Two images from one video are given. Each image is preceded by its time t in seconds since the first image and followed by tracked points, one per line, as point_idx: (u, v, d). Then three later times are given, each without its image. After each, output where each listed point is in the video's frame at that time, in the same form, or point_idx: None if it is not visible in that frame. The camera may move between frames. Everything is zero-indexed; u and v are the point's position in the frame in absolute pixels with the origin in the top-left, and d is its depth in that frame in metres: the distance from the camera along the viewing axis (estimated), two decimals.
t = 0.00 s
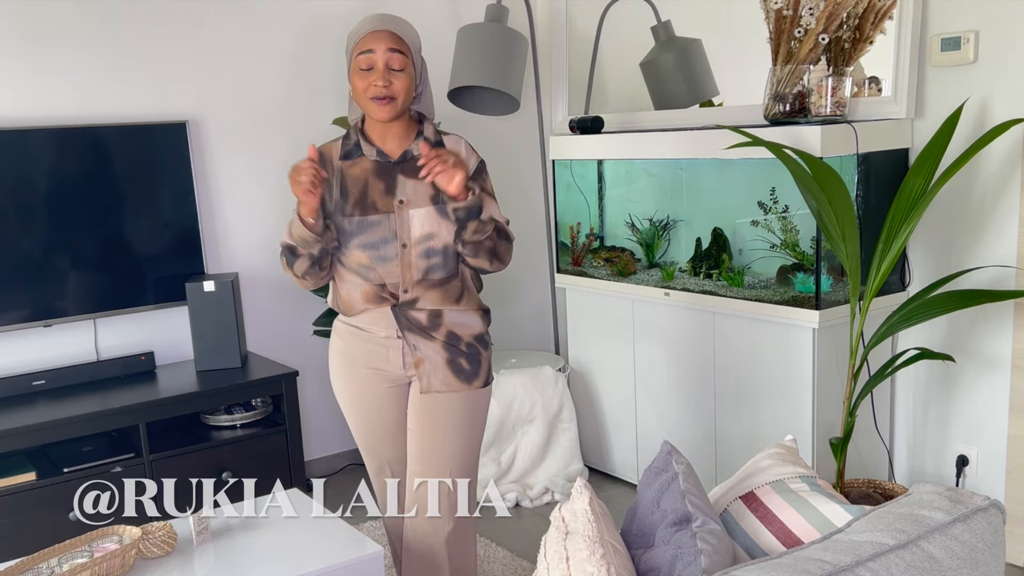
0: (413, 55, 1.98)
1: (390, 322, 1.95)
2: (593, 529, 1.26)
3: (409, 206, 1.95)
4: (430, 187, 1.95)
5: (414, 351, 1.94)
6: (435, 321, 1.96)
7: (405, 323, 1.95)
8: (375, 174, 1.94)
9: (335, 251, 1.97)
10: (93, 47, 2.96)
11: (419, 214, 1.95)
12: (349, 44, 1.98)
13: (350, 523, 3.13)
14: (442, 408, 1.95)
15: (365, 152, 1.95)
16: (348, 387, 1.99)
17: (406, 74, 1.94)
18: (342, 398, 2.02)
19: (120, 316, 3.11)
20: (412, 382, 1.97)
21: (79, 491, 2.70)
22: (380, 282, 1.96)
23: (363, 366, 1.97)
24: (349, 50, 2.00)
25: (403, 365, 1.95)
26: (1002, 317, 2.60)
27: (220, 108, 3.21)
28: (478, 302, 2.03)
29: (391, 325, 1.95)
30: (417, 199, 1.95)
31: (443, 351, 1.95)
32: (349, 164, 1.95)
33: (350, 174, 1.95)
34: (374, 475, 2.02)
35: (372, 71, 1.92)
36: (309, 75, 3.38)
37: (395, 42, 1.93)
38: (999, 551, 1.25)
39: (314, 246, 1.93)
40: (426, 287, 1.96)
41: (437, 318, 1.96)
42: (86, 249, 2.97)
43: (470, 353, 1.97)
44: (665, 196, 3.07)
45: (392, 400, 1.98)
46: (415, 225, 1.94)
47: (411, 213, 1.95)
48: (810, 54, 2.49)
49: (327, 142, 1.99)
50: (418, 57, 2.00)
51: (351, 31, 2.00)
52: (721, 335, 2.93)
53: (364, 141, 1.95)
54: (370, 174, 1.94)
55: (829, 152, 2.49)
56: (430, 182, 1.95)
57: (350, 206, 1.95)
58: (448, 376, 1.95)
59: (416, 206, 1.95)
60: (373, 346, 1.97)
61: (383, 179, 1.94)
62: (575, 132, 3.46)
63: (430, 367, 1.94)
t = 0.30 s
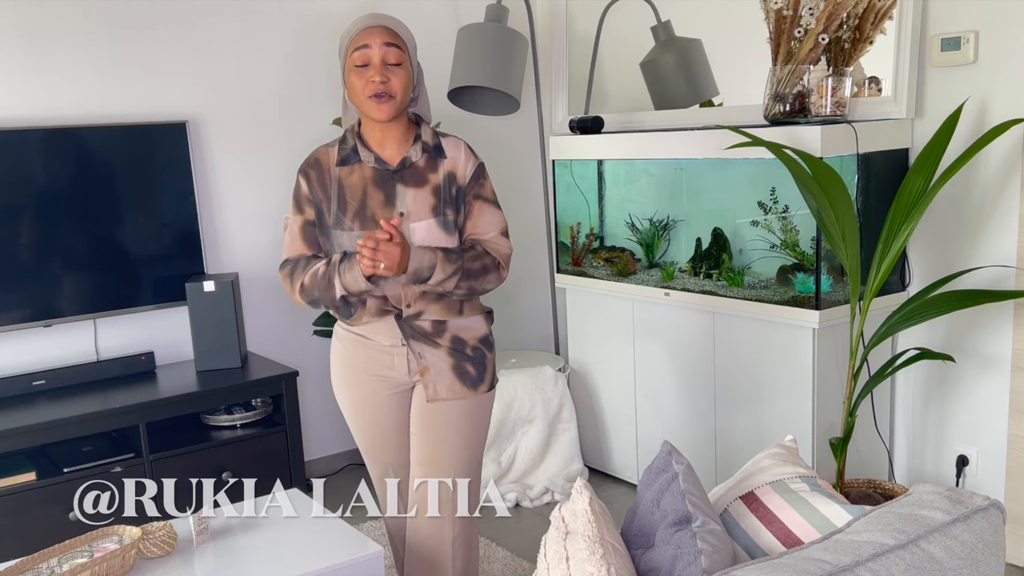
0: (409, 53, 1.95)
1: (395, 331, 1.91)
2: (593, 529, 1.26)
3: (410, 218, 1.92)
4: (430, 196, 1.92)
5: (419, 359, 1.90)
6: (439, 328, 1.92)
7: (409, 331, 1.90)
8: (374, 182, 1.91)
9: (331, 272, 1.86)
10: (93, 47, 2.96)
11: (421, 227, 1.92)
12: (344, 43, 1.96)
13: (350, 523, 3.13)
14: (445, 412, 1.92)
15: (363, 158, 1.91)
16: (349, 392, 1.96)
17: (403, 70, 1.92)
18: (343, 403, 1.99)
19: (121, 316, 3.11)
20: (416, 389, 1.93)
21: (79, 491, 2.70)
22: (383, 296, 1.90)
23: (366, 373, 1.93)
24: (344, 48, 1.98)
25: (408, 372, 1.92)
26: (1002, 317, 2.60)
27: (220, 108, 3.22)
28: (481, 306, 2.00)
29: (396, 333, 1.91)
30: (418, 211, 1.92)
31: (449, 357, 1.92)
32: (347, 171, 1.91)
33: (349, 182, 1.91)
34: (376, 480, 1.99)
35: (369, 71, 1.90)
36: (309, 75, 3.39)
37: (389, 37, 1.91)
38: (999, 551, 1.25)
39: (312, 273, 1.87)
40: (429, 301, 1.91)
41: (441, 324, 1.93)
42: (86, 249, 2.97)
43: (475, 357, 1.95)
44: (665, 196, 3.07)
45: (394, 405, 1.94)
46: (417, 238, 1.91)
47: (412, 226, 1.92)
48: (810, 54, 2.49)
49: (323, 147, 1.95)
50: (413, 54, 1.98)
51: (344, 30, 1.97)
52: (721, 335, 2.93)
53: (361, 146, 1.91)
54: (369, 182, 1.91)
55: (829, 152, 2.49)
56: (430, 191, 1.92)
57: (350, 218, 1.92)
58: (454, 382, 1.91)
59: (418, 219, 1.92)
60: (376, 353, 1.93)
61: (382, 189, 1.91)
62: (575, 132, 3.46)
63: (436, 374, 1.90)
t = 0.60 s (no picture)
0: (407, 56, 1.92)
1: (394, 338, 1.90)
2: (593, 529, 1.26)
3: (407, 225, 1.90)
4: (428, 202, 1.90)
5: (420, 366, 1.89)
6: (439, 333, 1.91)
7: (409, 339, 1.89)
8: (371, 189, 1.89)
9: (328, 268, 1.85)
10: (92, 47, 2.96)
11: (418, 234, 1.91)
12: (338, 45, 1.93)
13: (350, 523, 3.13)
14: (445, 415, 1.91)
15: (360, 164, 1.89)
16: (349, 397, 1.96)
17: (402, 75, 1.89)
18: (343, 408, 1.98)
19: (121, 317, 3.12)
20: (416, 394, 1.93)
21: (79, 491, 2.70)
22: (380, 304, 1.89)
23: (366, 379, 1.93)
24: (338, 50, 1.93)
25: (408, 378, 1.91)
26: (1001, 317, 2.60)
27: (220, 108, 3.22)
28: (483, 308, 1.99)
29: (395, 340, 1.90)
30: (415, 218, 1.90)
31: (449, 363, 1.91)
32: (344, 177, 1.90)
33: (346, 188, 1.90)
34: (377, 483, 1.99)
35: (366, 76, 1.87)
36: (309, 75, 3.38)
37: (388, 42, 1.88)
38: (999, 551, 1.25)
39: (309, 272, 1.86)
40: (428, 309, 1.90)
41: (441, 329, 1.91)
42: (86, 250, 2.97)
43: (476, 361, 1.94)
44: (665, 196, 3.07)
45: (394, 408, 1.94)
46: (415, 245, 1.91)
47: (410, 234, 1.91)
48: (810, 54, 2.49)
49: (319, 150, 1.93)
50: (411, 56, 1.94)
51: (339, 30, 1.93)
52: (721, 335, 2.92)
53: (358, 152, 1.89)
54: (366, 189, 1.89)
55: (829, 152, 2.49)
56: (428, 198, 1.90)
57: (347, 225, 1.91)
58: (454, 389, 1.91)
59: (416, 226, 1.91)
60: (376, 359, 1.92)
61: (379, 196, 1.90)
62: (575, 131, 3.46)
63: (436, 381, 1.90)
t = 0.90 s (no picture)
0: (407, 62, 1.88)
1: (390, 340, 1.90)
2: (593, 529, 1.26)
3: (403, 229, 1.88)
4: (425, 205, 1.88)
5: (416, 368, 1.89)
6: (435, 336, 1.90)
7: (405, 341, 1.88)
8: (369, 191, 1.88)
9: (326, 269, 1.84)
10: (92, 47, 2.96)
11: (415, 237, 1.88)
12: (336, 48, 1.88)
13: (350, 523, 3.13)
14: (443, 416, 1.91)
15: (358, 165, 1.88)
16: (348, 398, 1.96)
17: (401, 82, 1.86)
18: (342, 407, 1.99)
19: (121, 317, 3.12)
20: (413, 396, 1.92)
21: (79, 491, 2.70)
22: (377, 307, 1.88)
23: (364, 379, 1.93)
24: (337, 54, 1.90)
25: (405, 379, 1.90)
26: (1001, 317, 2.61)
27: (220, 108, 3.22)
28: (483, 310, 1.97)
29: (391, 342, 1.90)
30: (412, 221, 1.88)
31: (446, 365, 1.90)
32: (342, 178, 1.88)
33: (344, 189, 1.89)
34: (377, 483, 1.99)
35: (366, 84, 1.84)
36: (309, 75, 3.38)
37: (388, 50, 1.84)
38: (999, 551, 1.25)
39: (308, 274, 1.85)
40: (424, 311, 1.88)
41: (438, 331, 1.90)
42: (86, 250, 2.97)
43: (474, 364, 1.93)
44: (665, 196, 3.07)
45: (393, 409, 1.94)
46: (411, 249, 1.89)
47: (406, 237, 1.89)
48: (810, 54, 2.49)
49: (318, 149, 1.91)
50: (412, 57, 1.91)
51: (338, 31, 1.89)
52: (721, 335, 2.92)
53: (357, 154, 1.88)
54: (364, 191, 1.88)
55: (829, 152, 2.49)
56: (426, 201, 1.88)
57: (345, 227, 1.90)
58: (451, 392, 1.90)
59: (413, 229, 1.88)
60: (374, 360, 1.92)
61: (377, 198, 1.88)
62: (575, 132, 3.46)
63: (432, 384, 1.89)
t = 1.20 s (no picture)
0: (412, 56, 1.87)
1: (393, 341, 1.89)
2: (593, 529, 1.26)
3: (404, 228, 1.88)
4: (428, 204, 1.88)
5: (419, 369, 1.89)
6: (438, 337, 1.90)
7: (407, 342, 1.88)
8: (372, 188, 1.88)
9: (325, 270, 1.85)
10: (92, 47, 2.96)
11: (416, 237, 1.88)
12: (342, 44, 1.88)
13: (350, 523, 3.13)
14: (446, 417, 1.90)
15: (362, 163, 1.87)
16: (351, 398, 1.96)
17: (403, 76, 1.85)
18: (345, 407, 1.98)
19: (121, 317, 3.12)
20: (415, 397, 1.92)
21: (79, 491, 2.70)
22: (378, 302, 1.87)
23: (367, 379, 1.93)
24: (343, 49, 1.90)
25: (407, 380, 1.90)
26: (1002, 317, 2.60)
27: (220, 108, 3.22)
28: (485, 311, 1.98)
29: (394, 343, 1.90)
30: (414, 220, 1.88)
31: (449, 367, 1.90)
32: (346, 175, 1.88)
33: (347, 187, 1.89)
34: (379, 483, 1.99)
35: (367, 77, 1.83)
36: (309, 75, 3.39)
37: (390, 41, 1.83)
38: (999, 551, 1.25)
39: (307, 273, 1.86)
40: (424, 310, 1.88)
41: (441, 333, 1.90)
42: (86, 250, 2.97)
43: (478, 366, 1.93)
44: (665, 196, 3.07)
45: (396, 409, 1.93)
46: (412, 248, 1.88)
47: (407, 236, 1.88)
48: (810, 54, 2.49)
49: (324, 147, 1.92)
50: (418, 52, 1.90)
51: (345, 26, 1.89)
52: (721, 334, 2.92)
53: (361, 151, 1.87)
54: (367, 188, 1.88)
55: (829, 152, 2.49)
56: (428, 199, 1.88)
57: (346, 224, 1.90)
58: (453, 394, 1.90)
59: (413, 229, 1.88)
60: (377, 360, 1.91)
61: (379, 196, 1.88)
62: (575, 131, 3.47)
63: (435, 385, 1.89)
